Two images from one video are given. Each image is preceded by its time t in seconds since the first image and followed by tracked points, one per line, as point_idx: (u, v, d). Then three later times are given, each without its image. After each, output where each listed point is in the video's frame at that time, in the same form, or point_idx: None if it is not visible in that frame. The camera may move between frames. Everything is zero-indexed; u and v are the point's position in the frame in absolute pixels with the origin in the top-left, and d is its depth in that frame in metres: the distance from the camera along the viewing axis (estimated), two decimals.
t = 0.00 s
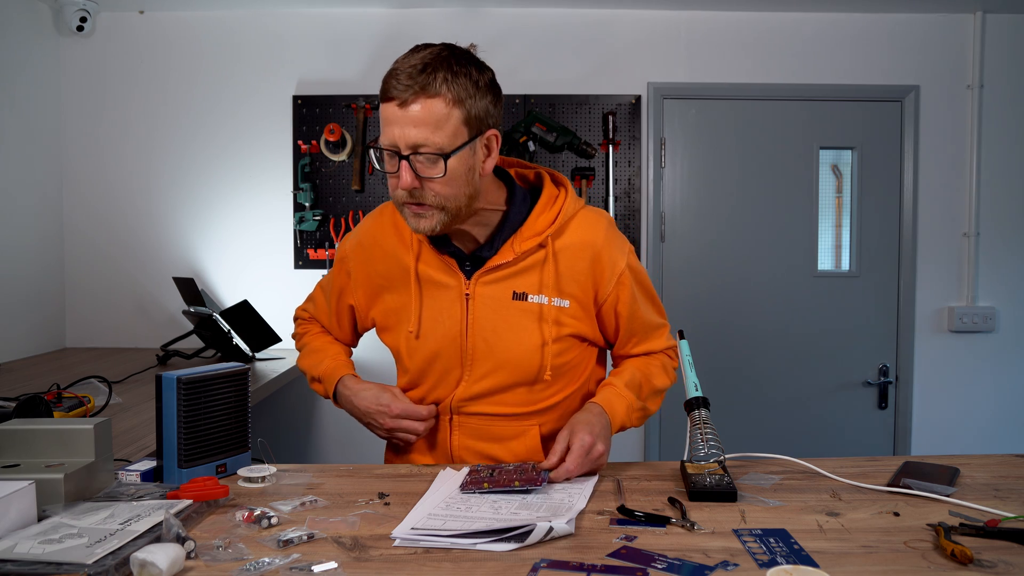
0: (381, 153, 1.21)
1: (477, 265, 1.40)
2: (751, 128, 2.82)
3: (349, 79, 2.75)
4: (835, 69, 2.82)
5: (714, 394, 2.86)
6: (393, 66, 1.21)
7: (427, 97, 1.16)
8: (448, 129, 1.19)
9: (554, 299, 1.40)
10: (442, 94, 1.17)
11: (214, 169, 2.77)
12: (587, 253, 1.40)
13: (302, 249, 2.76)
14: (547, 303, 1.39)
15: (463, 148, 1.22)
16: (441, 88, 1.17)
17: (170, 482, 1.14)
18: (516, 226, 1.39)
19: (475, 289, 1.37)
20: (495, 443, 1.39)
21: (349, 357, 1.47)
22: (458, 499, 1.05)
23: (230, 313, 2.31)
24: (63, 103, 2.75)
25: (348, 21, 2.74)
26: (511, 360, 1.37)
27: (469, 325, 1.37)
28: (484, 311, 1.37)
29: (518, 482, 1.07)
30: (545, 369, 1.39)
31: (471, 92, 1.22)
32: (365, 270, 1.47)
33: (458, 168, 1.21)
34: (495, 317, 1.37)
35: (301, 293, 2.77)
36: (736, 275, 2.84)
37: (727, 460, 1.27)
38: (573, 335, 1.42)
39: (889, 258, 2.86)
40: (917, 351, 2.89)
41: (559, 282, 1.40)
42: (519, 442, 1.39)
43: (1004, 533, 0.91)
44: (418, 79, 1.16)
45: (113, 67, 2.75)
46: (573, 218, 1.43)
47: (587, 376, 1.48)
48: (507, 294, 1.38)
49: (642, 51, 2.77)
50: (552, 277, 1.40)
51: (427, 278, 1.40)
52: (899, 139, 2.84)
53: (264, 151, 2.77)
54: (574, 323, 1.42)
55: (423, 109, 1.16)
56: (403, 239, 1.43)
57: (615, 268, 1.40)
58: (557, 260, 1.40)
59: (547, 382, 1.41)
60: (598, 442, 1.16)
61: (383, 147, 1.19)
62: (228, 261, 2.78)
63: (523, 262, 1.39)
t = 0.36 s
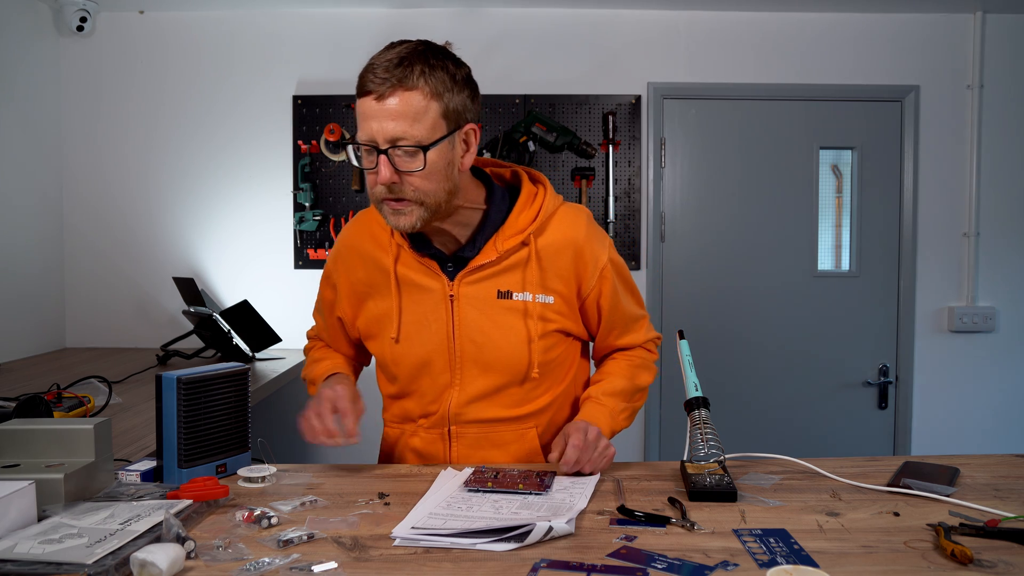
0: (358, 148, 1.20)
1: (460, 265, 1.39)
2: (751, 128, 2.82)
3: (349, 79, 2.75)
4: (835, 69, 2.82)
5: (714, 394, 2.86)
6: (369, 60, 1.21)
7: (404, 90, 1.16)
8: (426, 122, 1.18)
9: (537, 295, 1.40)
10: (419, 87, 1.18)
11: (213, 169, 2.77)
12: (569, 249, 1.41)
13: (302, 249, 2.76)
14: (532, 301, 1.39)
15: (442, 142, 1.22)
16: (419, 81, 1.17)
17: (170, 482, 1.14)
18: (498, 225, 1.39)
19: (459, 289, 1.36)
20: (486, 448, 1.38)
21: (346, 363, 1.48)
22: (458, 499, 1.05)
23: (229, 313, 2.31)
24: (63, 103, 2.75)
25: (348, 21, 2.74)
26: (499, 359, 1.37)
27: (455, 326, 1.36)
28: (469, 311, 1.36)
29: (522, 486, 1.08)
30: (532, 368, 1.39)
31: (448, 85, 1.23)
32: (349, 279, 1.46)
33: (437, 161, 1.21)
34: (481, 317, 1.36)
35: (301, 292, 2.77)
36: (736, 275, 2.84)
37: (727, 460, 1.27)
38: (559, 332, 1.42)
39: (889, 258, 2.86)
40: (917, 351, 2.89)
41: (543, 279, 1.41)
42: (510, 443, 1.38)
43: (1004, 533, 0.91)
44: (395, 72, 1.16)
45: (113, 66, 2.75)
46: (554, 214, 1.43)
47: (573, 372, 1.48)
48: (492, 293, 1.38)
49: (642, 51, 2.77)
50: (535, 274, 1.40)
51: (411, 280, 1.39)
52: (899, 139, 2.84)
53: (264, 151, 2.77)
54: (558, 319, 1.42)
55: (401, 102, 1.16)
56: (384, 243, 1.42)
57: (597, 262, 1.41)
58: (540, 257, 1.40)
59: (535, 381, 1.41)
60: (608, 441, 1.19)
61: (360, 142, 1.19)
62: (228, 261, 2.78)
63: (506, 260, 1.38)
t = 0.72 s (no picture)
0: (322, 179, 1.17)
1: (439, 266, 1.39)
2: (751, 128, 2.82)
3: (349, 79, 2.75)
4: (836, 69, 2.82)
5: (714, 394, 2.86)
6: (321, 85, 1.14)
7: (360, 121, 1.10)
8: (385, 151, 1.13)
9: (519, 292, 1.40)
10: (374, 115, 1.11)
11: (213, 169, 2.77)
12: (549, 244, 1.40)
13: (302, 250, 2.76)
14: (513, 298, 1.39)
15: (403, 166, 1.17)
16: (371, 111, 1.10)
17: (170, 482, 1.14)
18: (475, 226, 1.39)
19: (441, 290, 1.36)
20: (476, 448, 1.38)
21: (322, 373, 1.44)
22: (458, 499, 1.05)
23: (229, 313, 2.31)
24: (62, 103, 2.75)
25: (348, 21, 2.74)
26: (483, 358, 1.37)
27: (439, 328, 1.35)
28: (453, 313, 1.36)
29: (521, 486, 1.08)
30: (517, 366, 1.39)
31: (404, 104, 1.15)
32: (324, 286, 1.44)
33: (401, 188, 1.17)
34: (465, 318, 1.37)
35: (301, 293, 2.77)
36: (736, 275, 2.84)
37: (727, 460, 1.27)
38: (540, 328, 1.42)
39: (889, 258, 2.86)
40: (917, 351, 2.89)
41: (523, 274, 1.40)
42: (499, 444, 1.38)
43: (1004, 533, 0.91)
44: (349, 103, 1.09)
45: (112, 66, 2.75)
46: (531, 211, 1.43)
47: (558, 368, 1.49)
48: (474, 293, 1.38)
49: (642, 51, 2.77)
50: (515, 271, 1.40)
51: (391, 286, 1.37)
52: (898, 139, 2.84)
53: (264, 151, 2.77)
54: (541, 315, 1.42)
55: (358, 135, 1.10)
56: (359, 249, 1.40)
57: (575, 255, 1.41)
58: (519, 254, 1.40)
59: (520, 379, 1.41)
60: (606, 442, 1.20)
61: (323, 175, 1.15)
62: (228, 261, 2.78)
63: (485, 259, 1.38)
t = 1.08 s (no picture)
0: (397, 133, 1.24)
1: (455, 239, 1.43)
2: (751, 128, 2.83)
3: (349, 79, 2.75)
4: (835, 69, 2.82)
5: (714, 394, 2.86)
6: (397, 47, 1.22)
7: (447, 77, 1.20)
8: (467, 106, 1.23)
9: (526, 275, 1.41)
10: (460, 72, 1.21)
11: (213, 169, 2.77)
12: (558, 231, 1.45)
13: (302, 249, 2.76)
14: (519, 278, 1.40)
15: (479, 123, 1.27)
16: (460, 67, 1.21)
17: (170, 482, 1.14)
18: (493, 204, 1.44)
19: (451, 263, 1.38)
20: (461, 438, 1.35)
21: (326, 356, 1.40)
22: (459, 499, 1.05)
23: (229, 313, 2.31)
24: (62, 103, 2.75)
25: (348, 21, 2.74)
26: (484, 336, 1.38)
27: (446, 303, 1.37)
28: (461, 286, 1.38)
29: (522, 486, 1.08)
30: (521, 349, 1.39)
31: (482, 67, 1.26)
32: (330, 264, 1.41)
33: (476, 143, 1.27)
34: (472, 294, 1.38)
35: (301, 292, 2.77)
36: (736, 275, 2.84)
37: (727, 460, 1.27)
38: (539, 316, 1.41)
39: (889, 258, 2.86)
40: (917, 351, 2.89)
41: (528, 258, 1.42)
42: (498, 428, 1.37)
43: (1004, 533, 0.91)
44: (434, 61, 1.19)
45: (112, 66, 2.75)
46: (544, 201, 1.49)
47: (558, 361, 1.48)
48: (483, 270, 1.39)
49: (641, 51, 2.77)
50: (522, 253, 1.42)
51: (401, 258, 1.39)
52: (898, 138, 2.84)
53: (263, 151, 2.77)
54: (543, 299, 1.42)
55: (444, 90, 1.20)
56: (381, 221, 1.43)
57: (575, 248, 1.42)
58: (528, 237, 1.44)
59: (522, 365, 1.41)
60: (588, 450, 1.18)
61: (400, 128, 1.23)
62: (228, 262, 2.78)
63: (499, 236, 1.42)
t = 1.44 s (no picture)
0: (374, 129, 1.24)
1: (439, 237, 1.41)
2: (751, 128, 2.83)
3: (349, 79, 2.75)
4: (835, 68, 2.82)
5: (714, 394, 2.86)
6: (370, 47, 1.23)
7: (419, 72, 1.20)
8: (441, 100, 1.23)
9: (513, 269, 1.40)
10: (432, 68, 1.21)
11: (213, 169, 2.77)
12: (542, 223, 1.43)
13: (302, 250, 2.76)
14: (505, 271, 1.39)
15: (454, 118, 1.26)
16: (431, 62, 1.21)
17: (170, 482, 1.14)
18: (476, 200, 1.43)
19: (436, 260, 1.38)
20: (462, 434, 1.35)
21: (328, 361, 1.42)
22: (459, 499, 1.05)
23: (229, 313, 2.31)
24: (63, 103, 2.75)
25: (348, 21, 2.74)
26: (473, 331, 1.37)
27: (434, 300, 1.37)
28: (447, 283, 1.37)
29: (522, 486, 1.08)
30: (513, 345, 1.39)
31: (456, 62, 1.26)
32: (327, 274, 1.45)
33: (452, 136, 1.26)
34: (459, 290, 1.37)
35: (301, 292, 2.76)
36: (736, 275, 2.84)
37: (727, 460, 1.27)
38: (527, 307, 1.40)
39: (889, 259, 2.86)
40: (917, 351, 2.89)
41: (513, 251, 1.41)
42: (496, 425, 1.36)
43: (1004, 533, 0.90)
44: (407, 57, 1.19)
45: (112, 66, 2.75)
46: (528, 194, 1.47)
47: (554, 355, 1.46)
48: (468, 266, 1.39)
49: (641, 51, 2.77)
50: (507, 245, 1.41)
51: (388, 259, 1.39)
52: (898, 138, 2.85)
53: (263, 151, 2.77)
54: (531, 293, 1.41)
55: (416, 85, 1.20)
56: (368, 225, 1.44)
57: (559, 235, 1.40)
58: (513, 229, 1.42)
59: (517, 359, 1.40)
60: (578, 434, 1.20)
61: (376, 124, 1.23)
62: (228, 261, 2.78)
63: (483, 231, 1.41)
